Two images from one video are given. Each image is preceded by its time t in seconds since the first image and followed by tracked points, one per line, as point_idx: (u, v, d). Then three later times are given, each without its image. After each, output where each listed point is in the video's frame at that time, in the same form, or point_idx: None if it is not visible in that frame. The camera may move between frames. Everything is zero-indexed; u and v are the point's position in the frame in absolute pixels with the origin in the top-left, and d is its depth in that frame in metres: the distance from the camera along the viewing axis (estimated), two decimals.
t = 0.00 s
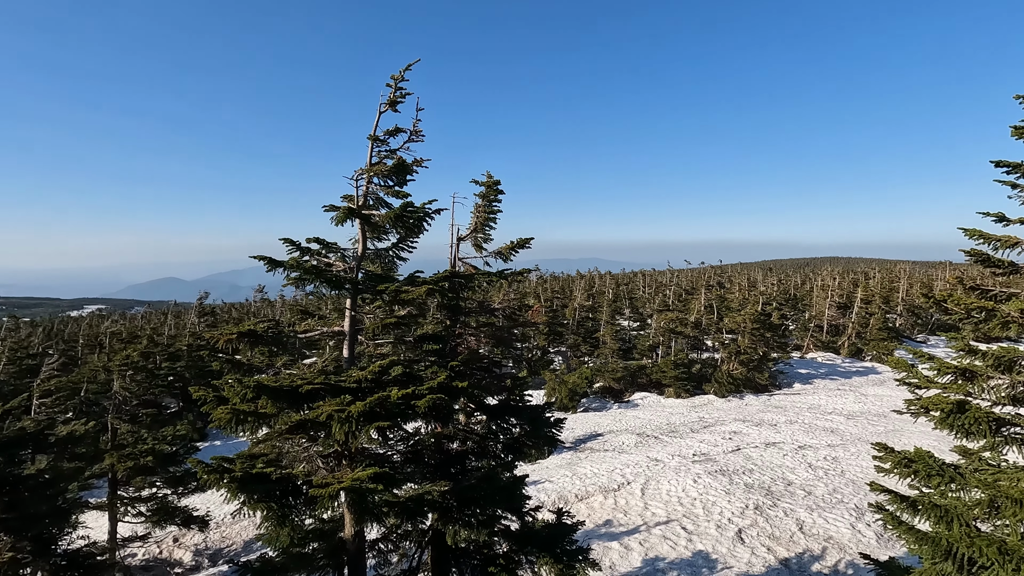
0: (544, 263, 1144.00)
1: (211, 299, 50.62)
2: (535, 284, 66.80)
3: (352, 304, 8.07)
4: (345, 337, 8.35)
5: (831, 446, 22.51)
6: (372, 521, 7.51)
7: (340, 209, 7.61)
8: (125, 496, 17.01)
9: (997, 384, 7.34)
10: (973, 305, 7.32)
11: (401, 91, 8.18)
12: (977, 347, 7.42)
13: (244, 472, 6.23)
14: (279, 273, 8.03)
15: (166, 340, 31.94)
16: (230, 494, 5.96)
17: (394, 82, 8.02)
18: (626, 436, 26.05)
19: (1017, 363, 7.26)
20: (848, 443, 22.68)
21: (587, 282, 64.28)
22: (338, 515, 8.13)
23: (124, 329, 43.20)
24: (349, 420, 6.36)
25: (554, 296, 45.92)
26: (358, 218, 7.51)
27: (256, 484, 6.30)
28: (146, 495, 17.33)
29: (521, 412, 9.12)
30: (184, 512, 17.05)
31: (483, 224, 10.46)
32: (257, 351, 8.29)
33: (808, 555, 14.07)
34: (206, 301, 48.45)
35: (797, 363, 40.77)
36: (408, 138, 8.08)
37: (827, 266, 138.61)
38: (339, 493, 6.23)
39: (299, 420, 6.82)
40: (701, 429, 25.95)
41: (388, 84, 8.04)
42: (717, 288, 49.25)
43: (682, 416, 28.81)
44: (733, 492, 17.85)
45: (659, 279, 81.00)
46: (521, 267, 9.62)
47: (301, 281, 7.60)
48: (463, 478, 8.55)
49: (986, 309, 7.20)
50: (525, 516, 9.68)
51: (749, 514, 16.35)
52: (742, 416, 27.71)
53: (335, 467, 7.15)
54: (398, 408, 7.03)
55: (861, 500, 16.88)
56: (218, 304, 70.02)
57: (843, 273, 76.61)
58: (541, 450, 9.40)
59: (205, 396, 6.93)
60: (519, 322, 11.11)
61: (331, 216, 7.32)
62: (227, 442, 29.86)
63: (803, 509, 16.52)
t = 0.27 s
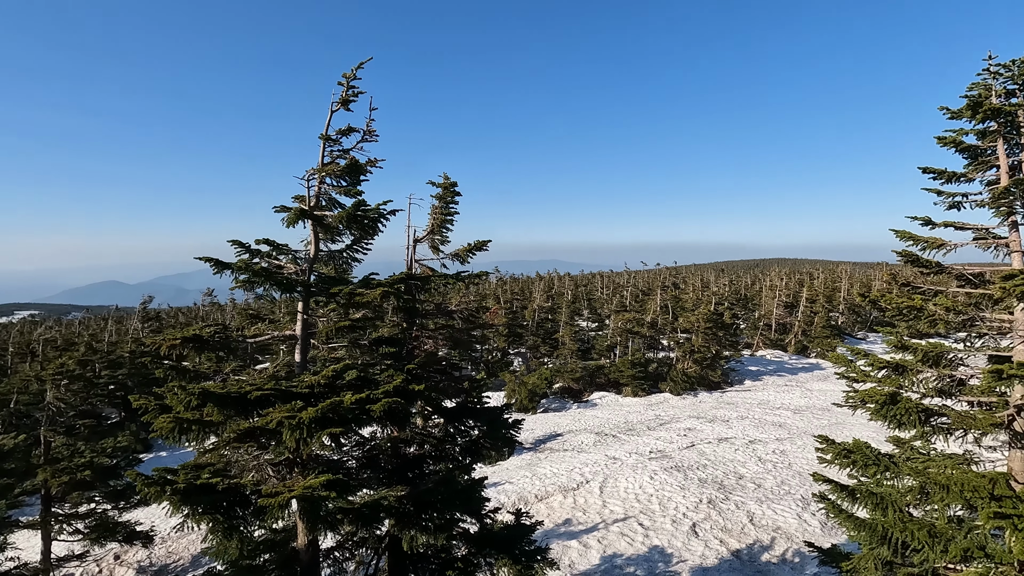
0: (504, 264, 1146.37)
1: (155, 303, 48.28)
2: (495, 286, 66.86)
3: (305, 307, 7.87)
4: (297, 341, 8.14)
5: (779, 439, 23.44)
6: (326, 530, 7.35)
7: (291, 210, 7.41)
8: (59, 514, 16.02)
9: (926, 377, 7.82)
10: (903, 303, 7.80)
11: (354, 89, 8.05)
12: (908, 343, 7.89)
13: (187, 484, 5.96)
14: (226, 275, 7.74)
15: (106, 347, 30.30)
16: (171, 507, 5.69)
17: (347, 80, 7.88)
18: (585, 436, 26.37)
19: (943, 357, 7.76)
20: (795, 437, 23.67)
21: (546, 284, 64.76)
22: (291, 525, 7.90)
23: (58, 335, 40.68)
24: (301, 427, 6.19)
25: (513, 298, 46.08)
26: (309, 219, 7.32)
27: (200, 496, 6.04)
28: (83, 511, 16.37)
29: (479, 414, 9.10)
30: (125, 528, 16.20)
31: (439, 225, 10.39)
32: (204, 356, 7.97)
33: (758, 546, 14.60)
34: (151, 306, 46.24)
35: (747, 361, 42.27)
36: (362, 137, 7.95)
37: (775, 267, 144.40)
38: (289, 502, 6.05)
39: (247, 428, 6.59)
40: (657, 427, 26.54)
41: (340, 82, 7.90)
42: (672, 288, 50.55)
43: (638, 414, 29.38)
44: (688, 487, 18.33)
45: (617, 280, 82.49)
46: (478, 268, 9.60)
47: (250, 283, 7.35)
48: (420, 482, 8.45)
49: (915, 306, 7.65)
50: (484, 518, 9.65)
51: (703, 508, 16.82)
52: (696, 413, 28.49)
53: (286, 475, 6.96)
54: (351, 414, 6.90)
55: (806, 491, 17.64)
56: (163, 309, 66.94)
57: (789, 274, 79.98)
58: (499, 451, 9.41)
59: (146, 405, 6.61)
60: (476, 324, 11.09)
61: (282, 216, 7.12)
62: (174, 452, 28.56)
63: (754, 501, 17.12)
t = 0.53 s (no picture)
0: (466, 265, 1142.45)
1: (97, 307, 45.82)
2: (457, 287, 66.63)
3: (256, 310, 7.64)
4: (248, 346, 7.89)
5: (733, 434, 24.20)
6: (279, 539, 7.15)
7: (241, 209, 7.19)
8: None
9: (865, 371, 8.23)
10: (844, 301, 8.19)
11: (308, 87, 7.88)
12: (849, 340, 8.29)
13: (129, 496, 5.69)
14: (171, 278, 7.42)
15: (43, 353, 28.60)
16: (111, 521, 5.41)
17: (300, 77, 7.71)
18: (547, 435, 26.55)
19: (881, 352, 8.19)
20: (748, 432, 24.50)
21: (508, 285, 64.90)
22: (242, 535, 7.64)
23: None
24: (252, 434, 6.01)
25: (475, 299, 45.98)
26: (261, 219, 7.12)
27: (143, 508, 5.77)
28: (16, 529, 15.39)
29: (438, 416, 9.06)
30: (64, 545, 15.32)
31: (398, 226, 10.26)
32: (148, 363, 7.62)
33: (713, 538, 15.03)
34: (93, 310, 43.92)
35: (703, 358, 43.48)
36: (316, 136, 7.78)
37: (730, 268, 149.04)
38: (240, 511, 5.86)
39: (194, 436, 6.34)
40: (617, 425, 26.97)
41: (292, 79, 7.71)
42: (631, 289, 51.51)
43: (599, 413, 29.79)
44: (647, 484, 18.70)
45: (578, 281, 83.50)
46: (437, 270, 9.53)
47: (197, 286, 7.08)
48: (378, 486, 8.32)
49: (855, 304, 8.05)
50: (444, 520, 9.59)
51: (661, 504, 17.19)
52: (655, 411, 29.10)
53: (237, 484, 6.73)
54: (304, 419, 6.74)
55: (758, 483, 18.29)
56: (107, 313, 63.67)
57: (743, 275, 82.81)
58: (460, 453, 9.37)
59: (84, 415, 6.27)
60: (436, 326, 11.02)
61: (231, 216, 6.89)
62: (118, 464, 27.20)
63: (709, 495, 17.61)
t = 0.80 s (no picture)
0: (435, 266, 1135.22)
1: (45, 311, 43.71)
2: (426, 288, 66.18)
3: (215, 313, 7.43)
4: (206, 350, 7.66)
5: (698, 431, 24.73)
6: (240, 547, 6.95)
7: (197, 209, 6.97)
8: None
9: (821, 368, 8.53)
10: (800, 301, 8.46)
11: (268, 84, 7.71)
12: (805, 337, 8.56)
13: (77, 508, 5.45)
14: (123, 280, 7.14)
15: None
16: (57, 535, 5.17)
17: (260, 74, 7.54)
18: (516, 436, 26.60)
19: (835, 349, 8.49)
20: (712, 428, 25.07)
21: (477, 286, 64.79)
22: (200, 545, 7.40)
23: None
24: (209, 440, 5.83)
25: (444, 301, 45.74)
26: (219, 219, 6.92)
27: (93, 520, 5.54)
28: None
29: (404, 418, 8.90)
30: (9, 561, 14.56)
31: (363, 226, 10.12)
32: (99, 369, 7.31)
33: (679, 533, 15.33)
34: (41, 314, 41.90)
35: (669, 357, 44.28)
36: (276, 134, 7.62)
37: (695, 269, 152.31)
38: (196, 521, 5.68)
39: (148, 444, 6.11)
40: (586, 424, 27.23)
41: (252, 76, 7.53)
42: (599, 289, 52.12)
43: (568, 413, 30.01)
44: (614, 482, 18.94)
45: (547, 281, 84.00)
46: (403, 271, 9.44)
47: (151, 288, 6.83)
48: (342, 491, 8.18)
49: (811, 304, 8.32)
50: (412, 524, 9.49)
51: (628, 501, 17.43)
52: (622, 409, 29.49)
53: (194, 493, 6.53)
54: (265, 424, 6.58)
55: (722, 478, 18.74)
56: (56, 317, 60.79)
57: (707, 274, 84.78)
58: (427, 456, 9.29)
59: (28, 425, 5.97)
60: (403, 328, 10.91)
61: (187, 216, 6.68)
62: (69, 475, 26.01)
63: (675, 491, 17.95)
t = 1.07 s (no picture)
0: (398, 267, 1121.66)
1: None
2: (388, 289, 65.34)
3: (161, 317, 7.13)
4: (152, 355, 7.34)
5: (658, 428, 25.26)
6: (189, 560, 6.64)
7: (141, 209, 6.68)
8: None
9: (771, 365, 8.84)
10: (751, 300, 8.76)
11: (217, 80, 7.46)
12: (757, 336, 8.85)
13: (9, 525, 5.13)
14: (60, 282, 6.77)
15: None
16: None
17: (208, 70, 7.30)
18: (479, 437, 26.54)
19: (784, 347, 8.81)
20: (671, 425, 25.65)
21: (440, 287, 64.40)
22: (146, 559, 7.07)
23: None
24: (154, 450, 5.59)
25: (406, 302, 45.27)
26: (165, 219, 6.65)
27: (26, 538, 5.23)
28: None
29: (362, 422, 8.75)
30: None
31: (320, 227, 9.90)
32: (34, 377, 6.91)
33: (639, 529, 15.61)
34: None
35: (630, 356, 45.07)
36: (226, 132, 7.38)
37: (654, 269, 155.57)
38: (140, 534, 5.43)
39: (88, 455, 5.82)
40: (548, 424, 27.41)
41: (200, 71, 7.28)
42: (561, 290, 52.62)
43: (531, 413, 30.14)
44: (576, 480, 19.12)
45: (510, 282, 84.21)
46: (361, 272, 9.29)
47: (91, 292, 6.50)
48: (299, 498, 7.97)
49: (762, 303, 8.61)
50: (372, 529, 9.34)
51: (590, 499, 17.64)
52: (584, 408, 29.83)
53: (139, 505, 6.25)
54: (214, 432, 6.35)
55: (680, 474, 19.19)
56: None
57: (666, 275, 86.75)
58: (387, 460, 9.16)
59: None
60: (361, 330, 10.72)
61: (130, 215, 6.39)
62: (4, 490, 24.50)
63: (635, 488, 18.27)
